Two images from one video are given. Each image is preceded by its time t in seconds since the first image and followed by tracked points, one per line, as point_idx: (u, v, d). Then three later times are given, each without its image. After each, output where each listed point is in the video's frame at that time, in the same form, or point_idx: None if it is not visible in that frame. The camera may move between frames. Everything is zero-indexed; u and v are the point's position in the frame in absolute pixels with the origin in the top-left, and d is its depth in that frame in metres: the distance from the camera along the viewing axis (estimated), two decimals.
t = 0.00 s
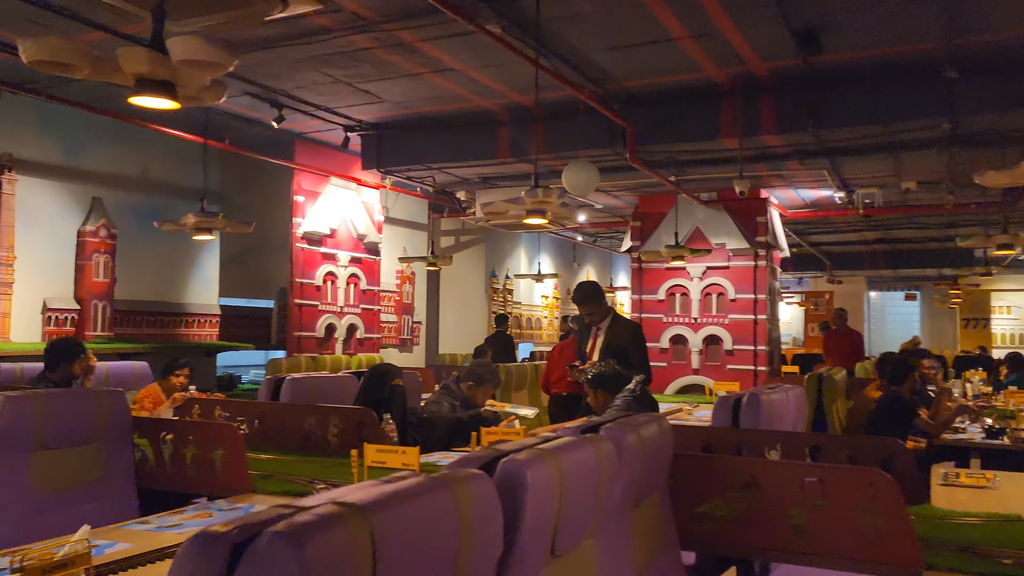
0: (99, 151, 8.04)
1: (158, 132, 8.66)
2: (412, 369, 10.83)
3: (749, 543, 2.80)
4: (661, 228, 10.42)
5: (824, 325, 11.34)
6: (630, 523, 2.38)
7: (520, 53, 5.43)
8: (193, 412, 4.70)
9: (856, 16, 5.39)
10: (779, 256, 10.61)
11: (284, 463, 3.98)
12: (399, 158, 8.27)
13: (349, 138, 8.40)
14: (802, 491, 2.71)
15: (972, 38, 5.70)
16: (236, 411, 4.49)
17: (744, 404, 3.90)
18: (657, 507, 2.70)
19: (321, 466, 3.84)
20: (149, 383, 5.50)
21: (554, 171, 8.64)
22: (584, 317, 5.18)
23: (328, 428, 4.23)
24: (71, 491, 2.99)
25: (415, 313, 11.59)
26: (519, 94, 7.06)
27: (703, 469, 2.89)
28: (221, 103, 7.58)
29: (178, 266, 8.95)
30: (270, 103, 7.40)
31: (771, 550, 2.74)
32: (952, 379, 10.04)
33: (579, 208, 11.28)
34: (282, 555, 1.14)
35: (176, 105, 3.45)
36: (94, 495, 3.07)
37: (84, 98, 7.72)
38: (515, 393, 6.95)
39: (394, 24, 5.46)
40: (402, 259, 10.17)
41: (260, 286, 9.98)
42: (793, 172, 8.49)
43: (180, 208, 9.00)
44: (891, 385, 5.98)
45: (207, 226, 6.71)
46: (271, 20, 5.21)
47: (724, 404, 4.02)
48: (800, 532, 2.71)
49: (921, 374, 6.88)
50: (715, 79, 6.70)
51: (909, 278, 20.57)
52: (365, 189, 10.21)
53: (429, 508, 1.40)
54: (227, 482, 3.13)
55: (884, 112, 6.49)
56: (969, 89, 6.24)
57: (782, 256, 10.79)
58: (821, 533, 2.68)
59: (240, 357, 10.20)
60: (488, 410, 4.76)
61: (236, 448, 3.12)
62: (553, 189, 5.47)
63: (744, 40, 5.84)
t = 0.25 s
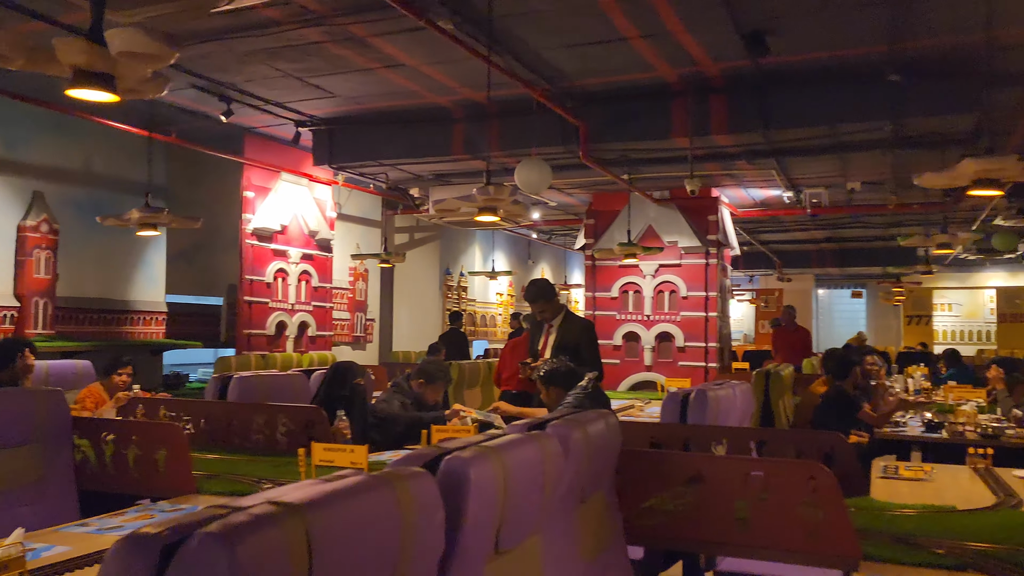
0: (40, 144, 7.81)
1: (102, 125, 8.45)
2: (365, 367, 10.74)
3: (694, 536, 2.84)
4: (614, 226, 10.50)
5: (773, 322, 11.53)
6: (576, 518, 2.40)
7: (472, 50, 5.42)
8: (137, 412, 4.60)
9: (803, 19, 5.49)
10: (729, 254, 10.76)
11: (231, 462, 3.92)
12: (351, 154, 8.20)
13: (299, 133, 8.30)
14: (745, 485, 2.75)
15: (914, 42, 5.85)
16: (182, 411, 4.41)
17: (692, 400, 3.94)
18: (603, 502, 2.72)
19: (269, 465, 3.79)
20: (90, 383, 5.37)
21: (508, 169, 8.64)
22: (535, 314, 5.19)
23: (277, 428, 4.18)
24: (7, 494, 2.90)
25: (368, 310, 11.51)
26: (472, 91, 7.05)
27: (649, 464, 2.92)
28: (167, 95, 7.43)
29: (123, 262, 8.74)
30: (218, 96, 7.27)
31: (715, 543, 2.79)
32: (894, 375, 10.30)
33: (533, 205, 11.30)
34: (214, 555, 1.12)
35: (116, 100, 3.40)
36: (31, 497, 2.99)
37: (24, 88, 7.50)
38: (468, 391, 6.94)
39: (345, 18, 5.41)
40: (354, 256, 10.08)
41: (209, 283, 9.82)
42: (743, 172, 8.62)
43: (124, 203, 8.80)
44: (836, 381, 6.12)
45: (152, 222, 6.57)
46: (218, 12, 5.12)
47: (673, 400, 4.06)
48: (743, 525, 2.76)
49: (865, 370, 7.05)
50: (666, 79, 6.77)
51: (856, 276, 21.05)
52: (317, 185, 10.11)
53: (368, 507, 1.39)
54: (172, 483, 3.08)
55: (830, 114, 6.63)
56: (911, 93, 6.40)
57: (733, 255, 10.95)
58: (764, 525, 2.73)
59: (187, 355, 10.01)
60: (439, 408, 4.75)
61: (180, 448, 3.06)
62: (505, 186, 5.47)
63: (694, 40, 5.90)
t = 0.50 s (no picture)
0: None
1: (43, 117, 8.23)
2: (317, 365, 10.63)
3: (639, 532, 2.87)
4: (568, 224, 10.55)
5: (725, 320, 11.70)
6: (520, 516, 2.41)
7: (423, 47, 5.40)
8: (77, 413, 4.50)
9: (751, 22, 5.58)
10: (682, 253, 10.89)
11: (175, 463, 3.85)
12: (302, 150, 8.10)
13: (250, 128, 8.18)
14: (688, 481, 2.79)
15: (859, 47, 5.98)
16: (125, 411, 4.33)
17: (640, 398, 3.97)
18: (549, 500, 2.73)
19: (213, 466, 3.74)
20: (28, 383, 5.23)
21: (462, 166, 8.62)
22: (487, 312, 5.19)
23: (224, 427, 4.13)
24: None
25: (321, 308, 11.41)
26: (425, 88, 7.02)
27: (595, 462, 2.94)
28: (111, 88, 7.28)
29: (66, 258, 8.54)
30: (165, 90, 7.13)
31: (659, 538, 2.83)
32: (841, 371, 10.54)
33: (487, 203, 11.30)
34: (134, 560, 1.10)
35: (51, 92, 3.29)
36: None
37: None
38: (421, 389, 6.91)
39: (294, 13, 5.34)
40: (306, 253, 9.96)
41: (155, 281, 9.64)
42: (694, 171, 8.72)
43: (66, 198, 8.58)
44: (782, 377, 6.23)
45: (95, 217, 6.41)
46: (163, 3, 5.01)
47: (622, 397, 4.08)
48: (686, 520, 2.80)
49: (811, 367, 7.20)
50: (618, 78, 6.82)
51: (806, 274, 21.47)
52: (268, 181, 9.99)
53: (299, 509, 1.37)
54: (111, 485, 3.02)
55: (778, 116, 6.75)
56: (856, 96, 6.55)
57: (685, 253, 11.08)
58: (706, 520, 2.77)
59: (133, 354, 9.81)
60: (388, 406, 4.73)
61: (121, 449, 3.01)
62: (457, 184, 5.46)
63: (646, 41, 5.95)
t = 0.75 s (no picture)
0: None
1: None
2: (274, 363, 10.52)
3: (586, 531, 2.89)
4: (527, 222, 10.57)
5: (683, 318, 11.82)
6: (467, 515, 2.40)
7: (379, 42, 5.36)
8: (20, 414, 4.39)
9: (705, 23, 5.63)
10: (640, 251, 10.96)
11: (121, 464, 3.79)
12: (258, 146, 8.00)
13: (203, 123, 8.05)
14: (637, 478, 2.81)
15: (811, 49, 6.07)
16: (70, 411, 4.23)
17: (593, 395, 3.98)
18: (498, 499, 2.74)
19: (161, 467, 3.68)
20: None
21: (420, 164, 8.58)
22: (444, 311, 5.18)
23: (173, 427, 4.06)
24: None
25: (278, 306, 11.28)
26: (382, 84, 6.97)
27: (544, 460, 2.95)
28: (60, 81, 7.11)
29: (13, 255, 8.29)
30: (115, 83, 6.99)
31: (608, 537, 2.84)
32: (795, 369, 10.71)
33: (447, 200, 11.27)
34: (51, 561, 1.09)
35: None
36: None
37: None
38: (377, 387, 6.87)
39: (247, 6, 5.26)
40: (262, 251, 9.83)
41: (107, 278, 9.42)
42: (652, 170, 8.79)
43: (13, 192, 8.35)
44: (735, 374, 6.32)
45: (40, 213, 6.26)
46: None
47: (575, 395, 4.05)
48: (634, 519, 2.82)
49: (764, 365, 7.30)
50: (576, 77, 6.84)
51: (763, 273, 21.76)
52: (224, 177, 9.85)
53: (230, 510, 1.36)
54: (53, 487, 2.95)
55: (732, 116, 6.83)
56: (808, 98, 6.65)
57: (644, 252, 11.16)
58: (654, 518, 2.79)
59: (84, 353, 9.60)
60: (342, 405, 4.69)
61: (63, 450, 2.94)
62: (412, 182, 5.43)
63: (603, 40, 5.98)
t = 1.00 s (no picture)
0: None
1: None
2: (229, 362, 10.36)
3: (535, 529, 2.89)
4: (486, 220, 10.56)
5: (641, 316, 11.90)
6: (413, 514, 2.39)
7: (333, 37, 5.31)
8: None
9: (660, 24, 5.67)
10: (599, 249, 11.01)
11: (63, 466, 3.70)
12: (211, 141, 7.87)
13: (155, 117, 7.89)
14: (585, 475, 2.82)
15: (764, 51, 6.15)
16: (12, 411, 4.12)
17: (546, 394, 3.99)
18: (446, 498, 2.73)
19: (104, 468, 3.60)
20: None
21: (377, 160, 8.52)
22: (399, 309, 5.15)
23: (119, 427, 3.98)
24: None
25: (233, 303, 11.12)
26: (338, 79, 6.90)
27: (493, 458, 2.95)
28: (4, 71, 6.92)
29: None
30: (62, 75, 6.82)
31: (556, 534, 2.85)
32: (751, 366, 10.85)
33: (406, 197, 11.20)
34: None
35: None
36: None
37: None
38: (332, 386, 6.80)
39: None
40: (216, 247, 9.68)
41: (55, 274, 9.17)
42: (610, 169, 8.83)
43: None
44: (690, 372, 6.38)
45: None
46: None
47: (527, 394, 4.08)
48: (582, 516, 2.83)
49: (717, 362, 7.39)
50: (534, 75, 6.84)
51: (722, 271, 21.99)
52: (177, 172, 9.70)
53: (155, 511, 1.33)
54: None
55: (688, 116, 6.88)
56: (762, 98, 6.73)
57: (602, 250, 11.22)
58: (602, 515, 2.80)
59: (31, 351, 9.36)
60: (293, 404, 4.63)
61: None
62: (366, 179, 5.39)
63: (559, 38, 5.98)
